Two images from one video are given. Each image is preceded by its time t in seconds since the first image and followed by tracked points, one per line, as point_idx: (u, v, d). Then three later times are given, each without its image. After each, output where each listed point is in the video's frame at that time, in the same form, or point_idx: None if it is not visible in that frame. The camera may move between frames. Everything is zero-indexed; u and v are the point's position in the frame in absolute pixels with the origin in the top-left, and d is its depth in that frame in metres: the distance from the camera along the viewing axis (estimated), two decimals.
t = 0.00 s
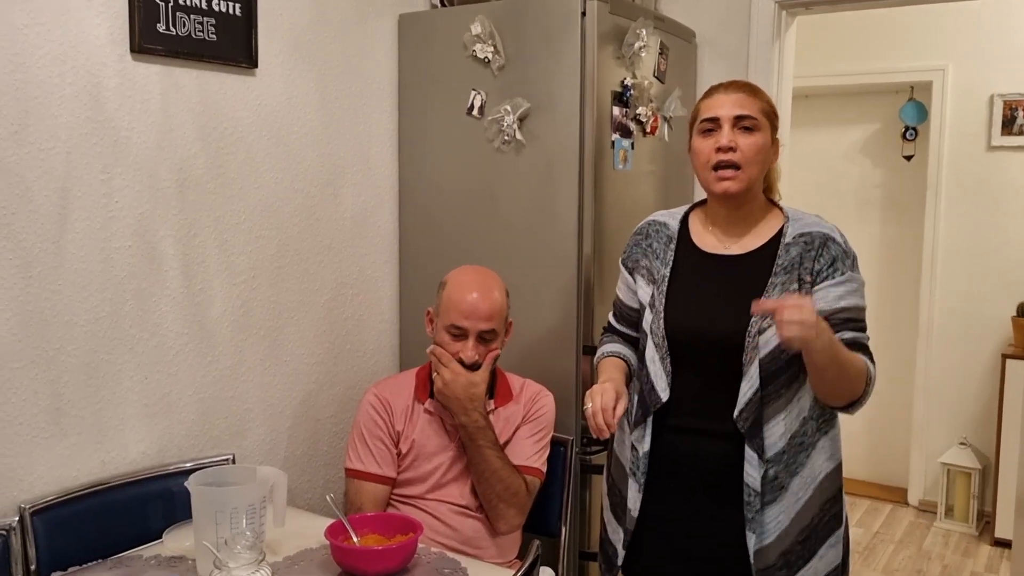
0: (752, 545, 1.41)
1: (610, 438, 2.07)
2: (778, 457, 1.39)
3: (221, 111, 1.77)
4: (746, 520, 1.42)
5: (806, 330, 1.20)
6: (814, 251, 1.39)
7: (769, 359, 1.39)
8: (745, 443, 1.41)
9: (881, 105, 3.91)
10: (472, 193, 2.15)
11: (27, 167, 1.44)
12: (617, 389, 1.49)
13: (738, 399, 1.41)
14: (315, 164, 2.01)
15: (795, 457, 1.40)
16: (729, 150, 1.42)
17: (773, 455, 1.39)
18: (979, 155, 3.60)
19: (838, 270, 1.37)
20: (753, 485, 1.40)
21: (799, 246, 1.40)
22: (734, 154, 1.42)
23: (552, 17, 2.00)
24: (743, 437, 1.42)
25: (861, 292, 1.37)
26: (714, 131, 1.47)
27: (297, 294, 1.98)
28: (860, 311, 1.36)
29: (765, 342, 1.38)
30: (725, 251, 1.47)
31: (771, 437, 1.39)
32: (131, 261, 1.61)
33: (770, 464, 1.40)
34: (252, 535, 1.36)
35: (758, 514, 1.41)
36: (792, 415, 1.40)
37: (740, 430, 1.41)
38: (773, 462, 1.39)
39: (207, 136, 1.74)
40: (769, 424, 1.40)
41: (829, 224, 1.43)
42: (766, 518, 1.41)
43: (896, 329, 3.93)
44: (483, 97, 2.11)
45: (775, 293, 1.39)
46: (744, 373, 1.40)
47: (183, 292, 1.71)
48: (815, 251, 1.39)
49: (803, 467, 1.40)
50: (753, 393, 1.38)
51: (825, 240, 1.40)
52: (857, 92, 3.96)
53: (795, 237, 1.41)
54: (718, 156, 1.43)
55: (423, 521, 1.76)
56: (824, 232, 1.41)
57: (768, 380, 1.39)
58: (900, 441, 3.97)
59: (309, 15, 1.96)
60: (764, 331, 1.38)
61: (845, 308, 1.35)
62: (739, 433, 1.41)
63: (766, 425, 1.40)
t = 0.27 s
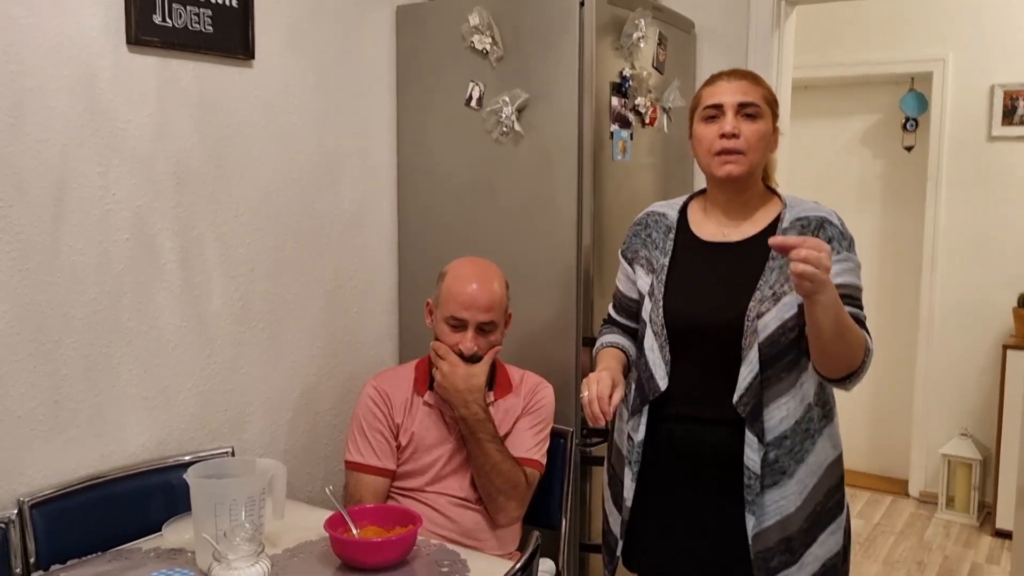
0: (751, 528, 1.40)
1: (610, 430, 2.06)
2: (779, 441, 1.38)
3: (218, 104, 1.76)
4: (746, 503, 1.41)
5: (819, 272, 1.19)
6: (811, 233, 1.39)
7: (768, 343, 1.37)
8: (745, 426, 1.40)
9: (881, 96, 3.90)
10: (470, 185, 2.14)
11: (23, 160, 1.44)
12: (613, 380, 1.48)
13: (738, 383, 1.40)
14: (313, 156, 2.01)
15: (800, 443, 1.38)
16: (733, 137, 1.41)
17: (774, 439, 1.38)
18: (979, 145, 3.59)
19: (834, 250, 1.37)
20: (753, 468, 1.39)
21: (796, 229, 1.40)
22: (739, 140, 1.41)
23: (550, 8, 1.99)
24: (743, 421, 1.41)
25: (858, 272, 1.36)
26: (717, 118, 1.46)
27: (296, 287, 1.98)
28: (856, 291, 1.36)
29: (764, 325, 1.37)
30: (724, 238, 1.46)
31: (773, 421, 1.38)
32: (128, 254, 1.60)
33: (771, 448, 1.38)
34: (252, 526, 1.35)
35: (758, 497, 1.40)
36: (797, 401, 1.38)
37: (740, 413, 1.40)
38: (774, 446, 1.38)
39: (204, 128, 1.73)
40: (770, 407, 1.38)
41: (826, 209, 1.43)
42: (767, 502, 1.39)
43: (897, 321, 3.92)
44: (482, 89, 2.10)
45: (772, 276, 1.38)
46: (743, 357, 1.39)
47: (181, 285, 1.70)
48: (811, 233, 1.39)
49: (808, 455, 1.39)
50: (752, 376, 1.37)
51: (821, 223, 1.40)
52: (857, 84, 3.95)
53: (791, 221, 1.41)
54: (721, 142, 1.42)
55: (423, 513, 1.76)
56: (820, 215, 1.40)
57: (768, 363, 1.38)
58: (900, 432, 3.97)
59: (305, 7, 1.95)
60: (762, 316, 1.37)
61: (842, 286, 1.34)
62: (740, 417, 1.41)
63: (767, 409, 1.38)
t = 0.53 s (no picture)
0: (753, 527, 1.40)
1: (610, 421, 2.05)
2: (779, 439, 1.38)
3: (214, 93, 1.75)
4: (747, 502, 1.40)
5: (804, 329, 1.20)
6: (815, 229, 1.37)
7: (772, 339, 1.37)
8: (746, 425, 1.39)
9: (883, 85, 3.88)
10: (469, 175, 2.13)
11: (18, 150, 1.42)
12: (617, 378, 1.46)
13: (740, 380, 1.39)
14: (310, 146, 1.99)
15: (797, 437, 1.38)
16: (733, 125, 1.39)
17: (775, 437, 1.37)
18: (981, 135, 3.57)
19: (838, 248, 1.36)
20: (754, 467, 1.38)
21: (800, 224, 1.38)
22: (739, 128, 1.39)
23: None
24: (745, 418, 1.40)
25: (861, 271, 1.35)
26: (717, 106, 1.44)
27: (294, 278, 1.97)
28: (858, 289, 1.35)
29: (766, 322, 1.36)
30: (726, 228, 1.45)
31: (773, 418, 1.37)
32: (124, 245, 1.59)
33: (772, 446, 1.38)
34: (249, 519, 1.34)
35: (759, 497, 1.39)
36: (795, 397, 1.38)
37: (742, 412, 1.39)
38: (775, 444, 1.38)
39: (200, 118, 1.72)
40: (770, 405, 1.38)
41: (831, 202, 1.40)
42: (768, 500, 1.39)
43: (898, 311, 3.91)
44: (481, 78, 2.08)
45: (776, 272, 1.37)
46: (747, 353, 1.38)
47: (178, 277, 1.69)
48: (816, 229, 1.37)
49: (804, 447, 1.39)
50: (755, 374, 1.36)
51: (826, 218, 1.37)
52: (858, 72, 3.92)
53: (794, 215, 1.39)
54: (722, 130, 1.40)
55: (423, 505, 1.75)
56: (825, 210, 1.38)
57: (769, 359, 1.37)
58: (902, 422, 3.96)
59: None
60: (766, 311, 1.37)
61: (846, 286, 1.34)
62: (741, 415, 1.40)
63: (768, 407, 1.38)
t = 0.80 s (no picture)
0: (763, 524, 1.38)
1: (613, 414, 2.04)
2: (790, 434, 1.36)
3: (214, 84, 1.73)
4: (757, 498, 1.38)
5: (819, 320, 1.19)
6: (828, 223, 1.35)
7: (784, 334, 1.35)
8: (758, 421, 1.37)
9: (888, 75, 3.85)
10: (471, 167, 2.11)
11: (16, 142, 1.41)
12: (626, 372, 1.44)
13: (752, 376, 1.37)
14: (311, 138, 1.97)
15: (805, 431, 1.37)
16: (743, 118, 1.37)
17: (786, 433, 1.36)
18: (987, 126, 3.54)
19: (851, 242, 1.34)
20: (765, 463, 1.36)
21: (812, 218, 1.36)
22: (748, 121, 1.37)
23: None
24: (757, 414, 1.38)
25: (874, 265, 1.34)
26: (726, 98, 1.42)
27: (295, 271, 1.95)
28: (872, 284, 1.33)
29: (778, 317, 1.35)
30: (735, 221, 1.43)
31: (785, 414, 1.35)
32: (123, 238, 1.58)
33: (783, 442, 1.36)
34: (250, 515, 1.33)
35: (770, 493, 1.37)
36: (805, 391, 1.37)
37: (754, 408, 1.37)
38: (787, 440, 1.36)
39: (200, 109, 1.70)
40: (782, 401, 1.36)
41: (842, 196, 1.39)
42: (778, 496, 1.37)
43: (903, 303, 3.89)
44: (483, 68, 2.06)
45: (788, 266, 1.35)
46: (759, 349, 1.36)
47: (178, 270, 1.68)
48: (828, 223, 1.35)
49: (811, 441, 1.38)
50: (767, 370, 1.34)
51: (838, 212, 1.36)
52: (863, 62, 3.89)
53: (806, 208, 1.37)
54: (731, 123, 1.38)
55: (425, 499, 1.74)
56: (837, 203, 1.36)
57: (782, 355, 1.35)
58: (905, 415, 3.95)
59: None
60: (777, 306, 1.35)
61: (859, 281, 1.32)
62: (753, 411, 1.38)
63: (781, 403, 1.36)
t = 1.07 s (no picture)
0: (762, 521, 1.37)
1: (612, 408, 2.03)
2: (792, 430, 1.35)
3: (210, 76, 1.72)
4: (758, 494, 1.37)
5: (819, 318, 1.18)
6: (836, 220, 1.34)
7: (791, 330, 1.33)
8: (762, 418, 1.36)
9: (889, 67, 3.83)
10: (468, 160, 2.10)
11: (9, 135, 1.39)
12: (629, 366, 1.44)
13: (758, 371, 1.36)
14: (308, 131, 1.96)
15: (805, 427, 1.37)
16: (747, 112, 1.36)
17: (789, 429, 1.35)
18: (989, 118, 3.52)
19: (859, 239, 1.33)
20: (767, 460, 1.35)
21: (820, 214, 1.35)
22: (752, 114, 1.36)
23: None
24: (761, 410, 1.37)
25: (881, 264, 1.33)
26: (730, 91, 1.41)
27: (292, 265, 1.94)
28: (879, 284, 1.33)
29: (785, 313, 1.33)
30: (741, 216, 1.42)
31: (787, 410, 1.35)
32: (118, 232, 1.57)
33: (786, 439, 1.35)
34: (246, 510, 1.32)
35: (771, 490, 1.36)
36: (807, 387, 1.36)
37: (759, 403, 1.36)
38: (790, 436, 1.35)
39: (195, 102, 1.69)
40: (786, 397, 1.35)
41: (850, 192, 1.38)
42: (777, 493, 1.36)
43: (903, 296, 3.88)
44: (481, 60, 2.04)
45: (795, 262, 1.34)
46: (765, 345, 1.35)
47: (174, 263, 1.67)
48: (837, 220, 1.34)
49: (811, 437, 1.37)
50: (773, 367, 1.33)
51: (846, 208, 1.35)
52: (864, 55, 3.87)
53: (814, 204, 1.36)
54: (734, 117, 1.37)
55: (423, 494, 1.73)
56: (845, 199, 1.35)
57: (787, 351, 1.34)
58: (905, 408, 3.94)
59: None
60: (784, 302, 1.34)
61: (866, 279, 1.32)
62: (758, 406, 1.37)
63: (784, 399, 1.35)
